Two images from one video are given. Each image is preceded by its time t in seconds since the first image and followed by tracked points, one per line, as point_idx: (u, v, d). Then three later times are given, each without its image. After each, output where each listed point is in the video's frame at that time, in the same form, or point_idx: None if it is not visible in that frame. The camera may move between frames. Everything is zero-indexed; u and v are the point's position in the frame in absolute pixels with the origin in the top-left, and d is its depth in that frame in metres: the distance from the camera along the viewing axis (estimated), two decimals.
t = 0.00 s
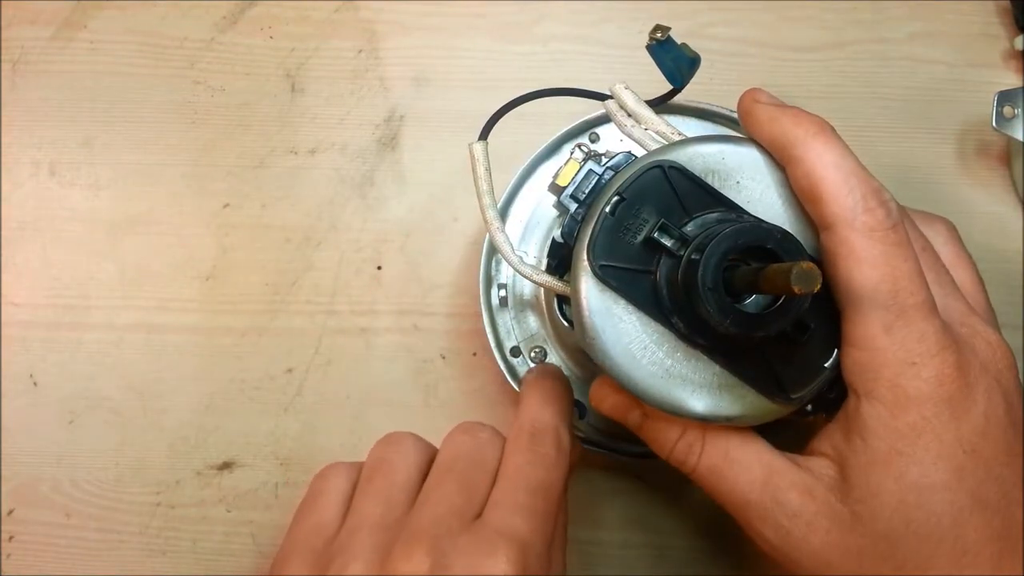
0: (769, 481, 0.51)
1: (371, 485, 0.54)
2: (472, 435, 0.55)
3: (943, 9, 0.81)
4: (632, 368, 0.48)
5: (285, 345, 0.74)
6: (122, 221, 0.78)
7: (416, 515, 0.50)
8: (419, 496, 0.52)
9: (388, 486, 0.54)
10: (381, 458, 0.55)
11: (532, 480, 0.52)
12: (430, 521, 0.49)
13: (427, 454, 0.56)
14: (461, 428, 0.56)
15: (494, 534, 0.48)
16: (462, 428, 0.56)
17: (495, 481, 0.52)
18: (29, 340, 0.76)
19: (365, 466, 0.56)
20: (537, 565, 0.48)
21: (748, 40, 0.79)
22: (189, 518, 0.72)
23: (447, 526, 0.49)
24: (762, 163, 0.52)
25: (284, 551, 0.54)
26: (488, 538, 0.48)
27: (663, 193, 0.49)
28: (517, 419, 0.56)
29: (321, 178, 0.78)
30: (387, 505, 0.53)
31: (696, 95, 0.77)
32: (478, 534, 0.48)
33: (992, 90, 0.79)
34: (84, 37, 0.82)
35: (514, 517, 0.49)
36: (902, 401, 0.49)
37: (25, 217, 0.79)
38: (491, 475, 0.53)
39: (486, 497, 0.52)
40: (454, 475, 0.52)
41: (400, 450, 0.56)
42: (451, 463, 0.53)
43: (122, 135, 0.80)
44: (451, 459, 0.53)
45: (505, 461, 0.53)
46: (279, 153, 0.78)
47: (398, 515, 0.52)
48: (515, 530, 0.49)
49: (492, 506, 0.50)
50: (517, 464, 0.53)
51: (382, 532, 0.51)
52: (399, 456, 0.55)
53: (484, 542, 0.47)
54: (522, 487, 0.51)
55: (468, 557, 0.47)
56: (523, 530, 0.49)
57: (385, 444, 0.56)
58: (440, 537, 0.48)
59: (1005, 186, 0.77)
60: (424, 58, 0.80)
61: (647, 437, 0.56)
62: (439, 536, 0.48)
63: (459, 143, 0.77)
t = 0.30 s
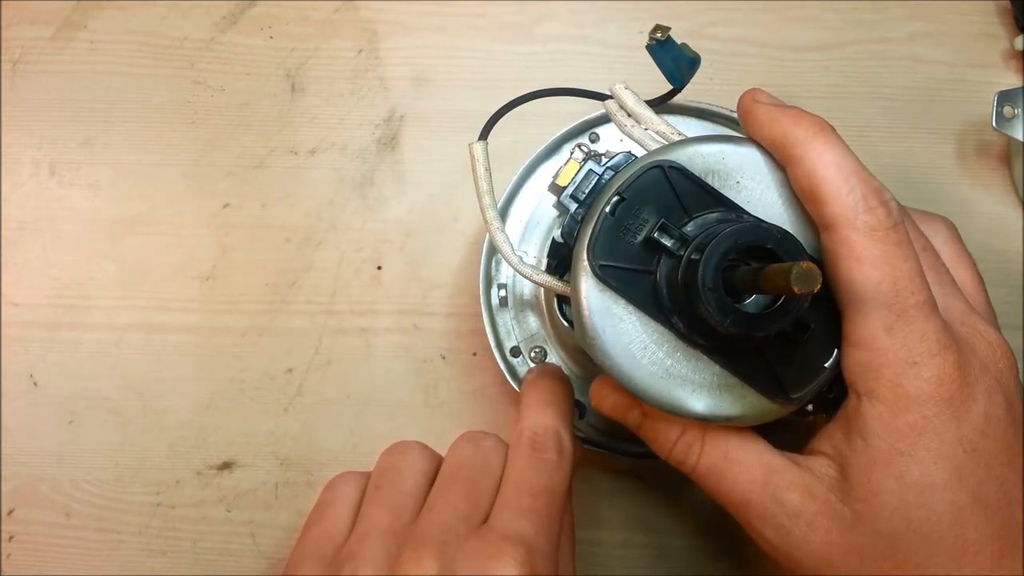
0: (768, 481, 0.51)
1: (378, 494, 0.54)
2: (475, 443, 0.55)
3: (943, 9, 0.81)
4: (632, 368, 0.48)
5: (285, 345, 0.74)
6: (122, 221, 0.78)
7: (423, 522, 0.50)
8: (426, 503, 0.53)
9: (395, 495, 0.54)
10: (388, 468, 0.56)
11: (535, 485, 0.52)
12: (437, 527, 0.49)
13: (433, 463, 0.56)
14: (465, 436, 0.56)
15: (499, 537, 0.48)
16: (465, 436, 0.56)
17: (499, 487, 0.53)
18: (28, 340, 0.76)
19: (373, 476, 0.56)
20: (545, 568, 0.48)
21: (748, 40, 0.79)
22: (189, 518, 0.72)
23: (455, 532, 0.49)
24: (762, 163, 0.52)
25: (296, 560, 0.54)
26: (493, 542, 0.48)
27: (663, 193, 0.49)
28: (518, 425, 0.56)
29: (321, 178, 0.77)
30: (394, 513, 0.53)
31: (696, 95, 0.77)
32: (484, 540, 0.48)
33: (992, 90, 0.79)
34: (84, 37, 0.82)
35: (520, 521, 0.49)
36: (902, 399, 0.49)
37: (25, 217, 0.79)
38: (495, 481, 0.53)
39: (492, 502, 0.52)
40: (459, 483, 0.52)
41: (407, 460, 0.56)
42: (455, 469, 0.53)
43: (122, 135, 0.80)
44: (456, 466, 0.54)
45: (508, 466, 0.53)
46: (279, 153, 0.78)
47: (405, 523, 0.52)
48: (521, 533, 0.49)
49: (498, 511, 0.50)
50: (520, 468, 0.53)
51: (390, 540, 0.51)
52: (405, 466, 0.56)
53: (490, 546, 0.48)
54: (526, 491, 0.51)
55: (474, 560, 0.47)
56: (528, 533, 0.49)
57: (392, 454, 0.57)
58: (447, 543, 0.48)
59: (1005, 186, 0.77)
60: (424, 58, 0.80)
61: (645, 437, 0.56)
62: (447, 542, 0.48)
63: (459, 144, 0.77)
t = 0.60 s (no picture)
0: (769, 481, 0.51)
1: (381, 502, 0.54)
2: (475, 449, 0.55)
3: (943, 9, 0.81)
4: (632, 368, 0.48)
5: (285, 345, 0.74)
6: (122, 221, 0.78)
7: (423, 531, 0.50)
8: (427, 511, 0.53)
9: (397, 501, 0.54)
10: (391, 475, 0.56)
11: (535, 491, 0.51)
12: (437, 537, 0.49)
13: (436, 468, 0.56)
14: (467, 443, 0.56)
15: (497, 546, 0.48)
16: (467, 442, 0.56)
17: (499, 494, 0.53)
18: (28, 340, 0.76)
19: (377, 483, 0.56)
20: None
21: (748, 40, 0.79)
22: (189, 519, 0.72)
23: (454, 540, 0.49)
24: (763, 163, 0.52)
25: (303, 568, 0.55)
26: (493, 550, 0.48)
27: (663, 193, 0.49)
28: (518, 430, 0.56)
29: (321, 178, 0.77)
30: (397, 521, 0.53)
31: (696, 95, 0.77)
32: (482, 549, 0.48)
33: (992, 90, 0.79)
34: (84, 37, 0.82)
35: (519, 528, 0.49)
36: (903, 399, 0.49)
37: (25, 217, 0.79)
38: (495, 488, 0.53)
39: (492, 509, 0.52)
40: (460, 490, 0.52)
41: (410, 466, 0.56)
42: (456, 477, 0.53)
43: (122, 135, 0.80)
44: (457, 473, 0.54)
45: (508, 472, 0.53)
46: (279, 153, 0.78)
47: (408, 530, 0.52)
48: (519, 541, 0.49)
49: (497, 518, 0.50)
50: (518, 474, 0.53)
51: (392, 548, 0.51)
52: (407, 473, 0.56)
53: (488, 555, 0.48)
54: (525, 498, 0.51)
55: (472, 570, 0.47)
56: (527, 541, 0.49)
57: (395, 460, 0.57)
58: (447, 553, 0.48)
59: (1005, 186, 0.77)
60: (423, 58, 0.80)
61: (645, 437, 0.56)
62: (446, 552, 0.49)
63: (459, 144, 0.77)
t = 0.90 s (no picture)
0: (768, 481, 0.51)
1: (383, 512, 0.55)
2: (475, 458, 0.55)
3: (943, 9, 0.81)
4: (632, 369, 0.48)
5: (285, 345, 0.74)
6: (122, 220, 0.78)
7: (425, 543, 0.51)
8: (428, 521, 0.53)
9: (399, 511, 0.54)
10: (392, 484, 0.56)
11: (535, 499, 0.51)
12: (438, 548, 0.50)
13: (439, 477, 0.57)
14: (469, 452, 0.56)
15: (497, 556, 0.48)
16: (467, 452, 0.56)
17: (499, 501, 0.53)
18: (28, 340, 0.76)
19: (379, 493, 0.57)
20: None
21: (748, 40, 0.79)
22: (190, 519, 0.72)
23: (455, 550, 0.50)
24: (763, 163, 0.52)
25: None
26: (493, 558, 0.48)
27: (663, 192, 0.49)
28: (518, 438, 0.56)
29: (321, 178, 0.77)
30: (398, 530, 0.53)
31: (696, 95, 0.77)
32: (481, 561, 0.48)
33: (992, 90, 0.79)
34: (84, 37, 0.82)
35: (519, 537, 0.49)
36: (904, 398, 0.49)
37: (25, 217, 0.79)
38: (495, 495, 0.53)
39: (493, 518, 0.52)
40: (460, 500, 0.53)
41: (412, 475, 0.56)
42: (457, 487, 0.54)
43: (122, 135, 0.80)
44: (458, 484, 0.54)
45: (508, 477, 0.53)
46: (279, 153, 0.78)
47: (410, 539, 0.53)
48: (519, 550, 0.49)
49: (497, 527, 0.50)
50: (518, 482, 0.52)
51: (394, 558, 0.51)
52: (409, 482, 0.56)
53: (488, 566, 0.48)
54: (524, 506, 0.51)
55: None
56: (527, 549, 0.49)
57: (397, 469, 0.57)
58: (447, 564, 0.49)
59: (1005, 186, 0.77)
60: (423, 58, 0.80)
61: (645, 437, 0.56)
62: (447, 561, 0.49)
63: (459, 144, 0.77)
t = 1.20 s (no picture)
0: (768, 481, 0.51)
1: (383, 508, 0.55)
2: (474, 450, 0.55)
3: (943, 9, 0.81)
4: (632, 368, 0.48)
5: (285, 345, 0.74)
6: (122, 221, 0.78)
7: (425, 536, 0.51)
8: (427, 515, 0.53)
9: (398, 508, 0.54)
10: (392, 480, 0.56)
11: (534, 485, 0.51)
12: (438, 541, 0.50)
13: (438, 471, 0.57)
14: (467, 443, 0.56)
15: (496, 547, 0.48)
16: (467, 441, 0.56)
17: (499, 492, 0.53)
18: (28, 340, 0.76)
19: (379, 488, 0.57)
20: None
21: (748, 40, 0.79)
22: (190, 519, 0.72)
23: (454, 542, 0.50)
24: (763, 163, 0.52)
25: None
26: (492, 550, 0.48)
27: (663, 192, 0.49)
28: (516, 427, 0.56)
29: (321, 178, 0.77)
30: (398, 526, 0.53)
31: (696, 95, 0.77)
32: (480, 552, 0.48)
33: (992, 90, 0.79)
34: (84, 37, 0.82)
35: (518, 526, 0.50)
36: (904, 397, 0.49)
37: (25, 217, 0.79)
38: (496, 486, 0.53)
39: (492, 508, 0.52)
40: (459, 491, 0.53)
41: (411, 471, 0.56)
42: (455, 480, 0.54)
43: (122, 135, 0.80)
44: (456, 476, 0.54)
45: (508, 467, 0.53)
46: (279, 153, 0.78)
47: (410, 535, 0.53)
48: (518, 540, 0.49)
49: (496, 517, 0.51)
50: (519, 472, 0.52)
51: (394, 554, 0.52)
52: (409, 477, 0.56)
53: (487, 558, 0.48)
54: (524, 494, 0.51)
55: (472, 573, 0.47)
56: (526, 539, 0.49)
57: (397, 466, 0.57)
58: (447, 558, 0.49)
59: (1005, 186, 0.77)
60: (424, 58, 0.80)
61: (644, 436, 0.56)
62: (446, 555, 0.49)
63: (459, 144, 0.77)
